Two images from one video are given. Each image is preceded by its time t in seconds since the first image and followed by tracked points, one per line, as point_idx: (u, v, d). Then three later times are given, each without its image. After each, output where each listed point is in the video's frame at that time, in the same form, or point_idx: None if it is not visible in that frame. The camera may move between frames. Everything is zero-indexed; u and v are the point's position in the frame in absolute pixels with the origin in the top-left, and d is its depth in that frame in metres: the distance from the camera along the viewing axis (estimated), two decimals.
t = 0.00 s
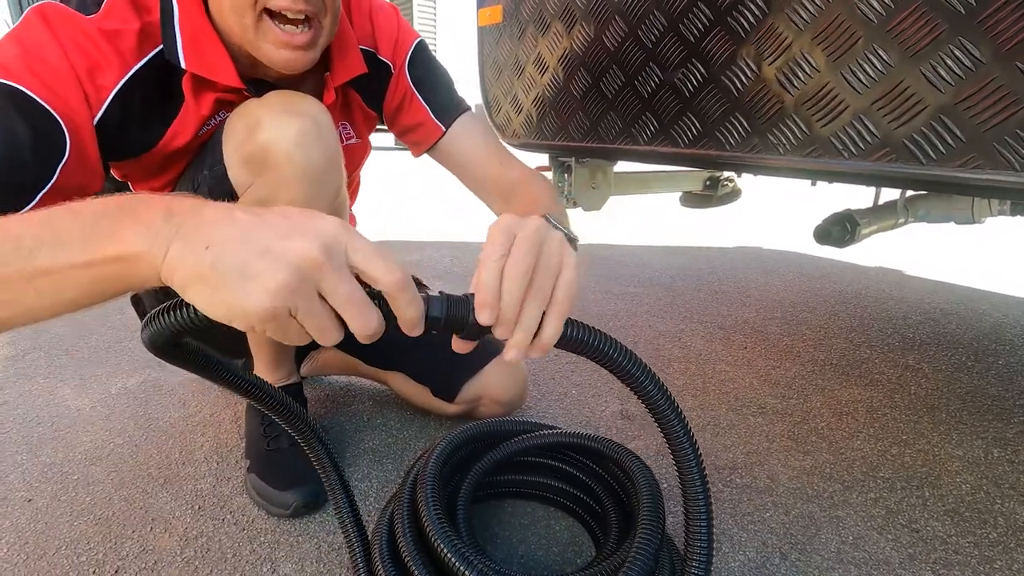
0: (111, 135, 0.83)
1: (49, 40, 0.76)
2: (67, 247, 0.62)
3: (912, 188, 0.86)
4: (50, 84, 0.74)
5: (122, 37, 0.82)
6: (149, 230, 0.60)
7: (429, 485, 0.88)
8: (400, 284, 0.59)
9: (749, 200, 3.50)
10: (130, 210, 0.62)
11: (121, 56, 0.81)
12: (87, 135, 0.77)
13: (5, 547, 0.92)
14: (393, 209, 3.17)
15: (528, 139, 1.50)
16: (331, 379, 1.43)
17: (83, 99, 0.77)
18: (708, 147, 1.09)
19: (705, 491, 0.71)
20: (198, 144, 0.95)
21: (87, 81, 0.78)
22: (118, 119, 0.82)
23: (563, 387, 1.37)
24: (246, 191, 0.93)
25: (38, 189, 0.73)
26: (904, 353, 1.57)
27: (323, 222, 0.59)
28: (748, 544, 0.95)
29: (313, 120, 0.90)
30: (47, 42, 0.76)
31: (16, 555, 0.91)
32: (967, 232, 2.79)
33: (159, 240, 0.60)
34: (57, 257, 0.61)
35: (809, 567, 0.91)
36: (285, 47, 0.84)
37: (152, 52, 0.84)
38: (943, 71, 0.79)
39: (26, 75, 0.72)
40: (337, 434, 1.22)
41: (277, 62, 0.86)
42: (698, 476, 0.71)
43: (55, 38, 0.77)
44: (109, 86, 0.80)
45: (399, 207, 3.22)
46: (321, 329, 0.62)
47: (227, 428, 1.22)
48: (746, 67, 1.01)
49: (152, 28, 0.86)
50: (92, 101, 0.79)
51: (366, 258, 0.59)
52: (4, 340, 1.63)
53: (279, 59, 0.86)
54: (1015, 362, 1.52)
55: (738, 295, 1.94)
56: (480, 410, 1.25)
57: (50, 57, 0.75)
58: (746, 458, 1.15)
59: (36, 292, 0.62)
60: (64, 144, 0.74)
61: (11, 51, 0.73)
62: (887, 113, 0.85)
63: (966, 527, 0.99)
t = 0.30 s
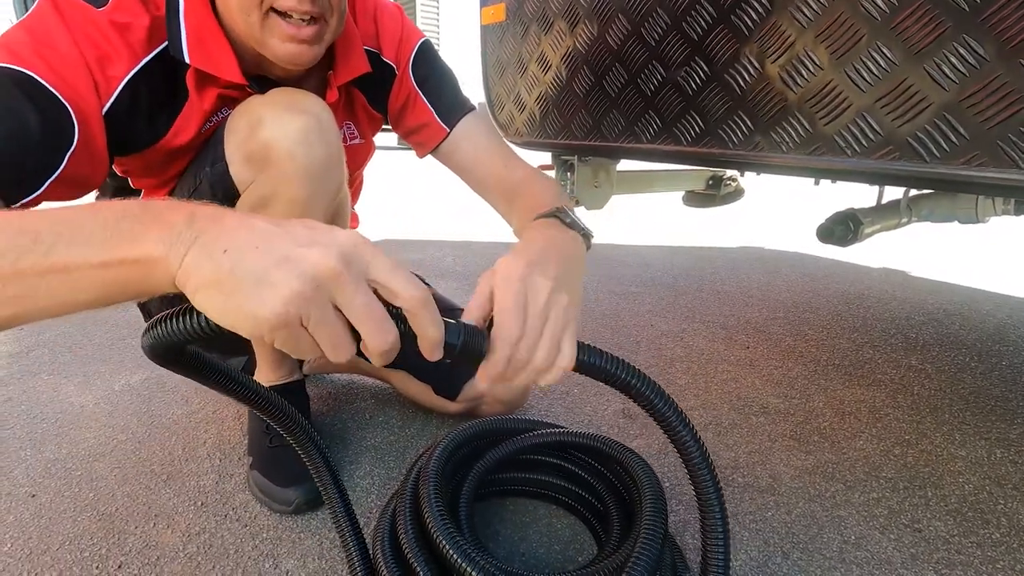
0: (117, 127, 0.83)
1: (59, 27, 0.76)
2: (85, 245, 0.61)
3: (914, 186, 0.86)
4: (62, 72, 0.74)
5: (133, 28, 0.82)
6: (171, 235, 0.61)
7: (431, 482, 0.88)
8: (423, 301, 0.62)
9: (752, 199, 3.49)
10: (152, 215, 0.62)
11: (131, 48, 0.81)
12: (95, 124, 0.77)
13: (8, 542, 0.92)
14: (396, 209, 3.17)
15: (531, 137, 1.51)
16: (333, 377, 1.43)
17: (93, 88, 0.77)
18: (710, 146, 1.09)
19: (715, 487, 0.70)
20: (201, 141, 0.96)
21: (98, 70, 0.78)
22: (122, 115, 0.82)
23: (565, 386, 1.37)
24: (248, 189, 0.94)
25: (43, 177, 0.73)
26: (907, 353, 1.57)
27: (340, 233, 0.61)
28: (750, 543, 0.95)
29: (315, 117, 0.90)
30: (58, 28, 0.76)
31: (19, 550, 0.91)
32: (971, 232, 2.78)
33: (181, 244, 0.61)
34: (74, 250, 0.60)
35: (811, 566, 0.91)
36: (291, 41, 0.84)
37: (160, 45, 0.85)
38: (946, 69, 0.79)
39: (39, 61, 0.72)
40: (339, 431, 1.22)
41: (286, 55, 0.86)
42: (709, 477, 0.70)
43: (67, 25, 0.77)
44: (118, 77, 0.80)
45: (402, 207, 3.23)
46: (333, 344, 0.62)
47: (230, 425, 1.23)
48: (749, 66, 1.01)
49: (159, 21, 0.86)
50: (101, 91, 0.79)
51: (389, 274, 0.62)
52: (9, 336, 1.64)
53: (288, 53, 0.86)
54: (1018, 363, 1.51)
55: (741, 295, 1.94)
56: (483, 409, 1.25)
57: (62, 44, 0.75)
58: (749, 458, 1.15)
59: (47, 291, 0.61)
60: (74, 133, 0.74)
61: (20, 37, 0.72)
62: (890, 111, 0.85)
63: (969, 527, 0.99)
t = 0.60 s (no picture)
0: (116, 130, 0.83)
1: (51, 34, 0.76)
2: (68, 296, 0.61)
3: (917, 186, 0.86)
4: (54, 79, 0.74)
5: (124, 30, 0.82)
6: (148, 284, 0.61)
7: (433, 480, 0.88)
8: (392, 317, 0.63)
9: (755, 200, 3.49)
10: (130, 261, 0.62)
11: (122, 48, 0.81)
12: (88, 130, 0.77)
13: (11, 538, 0.93)
14: (399, 208, 3.17)
15: (533, 137, 1.50)
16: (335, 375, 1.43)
17: (85, 93, 0.77)
18: (713, 145, 1.08)
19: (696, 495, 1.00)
20: (202, 140, 0.97)
21: (89, 75, 0.78)
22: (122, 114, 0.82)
23: (567, 385, 1.37)
24: (250, 189, 0.93)
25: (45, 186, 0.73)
26: (910, 354, 1.56)
27: (307, 270, 0.61)
28: (751, 543, 0.95)
29: (317, 117, 0.90)
30: (49, 35, 0.76)
31: (22, 546, 0.91)
32: (974, 233, 2.78)
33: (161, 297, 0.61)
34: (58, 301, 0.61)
35: (813, 566, 0.91)
36: (309, 44, 0.85)
37: (154, 43, 0.84)
38: (950, 68, 0.79)
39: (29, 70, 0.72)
40: (341, 430, 1.22)
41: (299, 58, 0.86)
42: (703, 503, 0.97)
43: (58, 31, 0.77)
44: (111, 79, 0.80)
45: (404, 207, 3.23)
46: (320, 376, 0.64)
47: (232, 422, 1.23)
48: (752, 65, 1.00)
49: (153, 20, 0.86)
50: (95, 95, 0.78)
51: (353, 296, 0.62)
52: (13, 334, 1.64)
53: (302, 55, 0.86)
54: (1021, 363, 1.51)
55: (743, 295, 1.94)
56: (484, 408, 1.24)
57: (52, 51, 0.75)
58: (750, 457, 1.15)
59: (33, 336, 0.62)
60: (68, 139, 0.74)
61: (13, 46, 0.73)
62: (894, 110, 0.85)
63: (972, 528, 0.99)
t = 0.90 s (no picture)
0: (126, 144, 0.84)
1: (59, 57, 0.75)
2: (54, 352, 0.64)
3: (920, 182, 0.85)
4: (70, 105, 0.73)
5: (126, 42, 0.81)
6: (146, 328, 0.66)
7: (434, 476, 0.88)
8: (339, 330, 0.66)
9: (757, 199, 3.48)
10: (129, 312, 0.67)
11: (126, 62, 0.81)
12: (111, 152, 0.77)
13: (13, 533, 0.93)
14: (401, 207, 3.17)
15: (536, 135, 1.50)
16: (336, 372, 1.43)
17: (101, 114, 0.77)
18: (715, 141, 1.08)
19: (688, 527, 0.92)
20: (202, 140, 0.96)
21: (101, 95, 0.78)
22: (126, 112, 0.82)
23: (568, 383, 1.37)
24: (251, 189, 0.93)
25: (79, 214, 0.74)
26: (912, 353, 1.56)
27: (297, 292, 0.68)
28: (752, 541, 0.95)
29: (318, 115, 0.91)
30: (56, 57, 0.75)
31: (24, 541, 0.91)
32: (977, 233, 2.77)
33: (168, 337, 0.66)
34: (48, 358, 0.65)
35: (814, 564, 0.91)
36: (319, 44, 0.84)
37: (153, 48, 0.84)
38: (954, 63, 0.79)
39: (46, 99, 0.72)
40: (342, 427, 1.22)
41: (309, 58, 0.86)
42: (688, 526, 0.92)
43: (63, 51, 0.76)
44: (120, 96, 0.80)
45: (406, 206, 3.23)
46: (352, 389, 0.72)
47: (233, 419, 1.23)
48: (754, 60, 1.00)
49: (149, 26, 0.85)
50: (108, 114, 0.79)
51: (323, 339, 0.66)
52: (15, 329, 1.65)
53: (311, 55, 0.85)
54: None
55: (745, 294, 1.93)
56: (485, 406, 1.24)
57: (65, 75, 0.74)
58: (752, 456, 1.15)
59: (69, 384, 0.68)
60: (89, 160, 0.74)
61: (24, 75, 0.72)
62: (897, 105, 0.85)
63: (974, 527, 0.99)
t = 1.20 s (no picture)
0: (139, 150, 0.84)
1: (61, 75, 0.76)
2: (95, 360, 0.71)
3: (922, 182, 0.85)
4: (76, 124, 0.75)
5: (123, 48, 0.81)
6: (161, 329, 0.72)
7: (435, 475, 0.88)
8: (319, 317, 0.67)
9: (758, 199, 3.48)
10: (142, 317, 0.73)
11: (126, 69, 0.80)
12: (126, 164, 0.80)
13: (14, 531, 0.93)
14: (402, 207, 3.17)
15: (537, 134, 1.50)
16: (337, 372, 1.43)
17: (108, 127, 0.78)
18: (716, 140, 1.08)
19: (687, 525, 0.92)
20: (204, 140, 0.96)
21: (105, 106, 0.78)
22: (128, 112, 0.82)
23: (569, 383, 1.37)
24: (253, 189, 0.93)
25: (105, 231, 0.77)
26: (913, 354, 1.55)
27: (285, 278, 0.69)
28: (753, 541, 0.95)
29: (319, 115, 0.91)
30: (59, 74, 0.76)
31: (25, 539, 0.91)
32: (979, 233, 2.76)
33: (190, 342, 0.72)
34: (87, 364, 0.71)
35: (815, 565, 0.91)
36: (301, 35, 0.82)
37: (151, 50, 0.83)
38: (956, 61, 0.78)
39: (52, 122, 0.74)
40: (343, 426, 1.22)
41: (292, 51, 0.84)
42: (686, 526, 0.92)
43: (65, 66, 0.77)
44: (127, 104, 0.80)
45: (407, 206, 3.23)
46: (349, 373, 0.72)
47: (234, 417, 1.23)
48: (756, 59, 1.00)
49: (148, 26, 0.84)
50: (116, 125, 0.79)
51: (309, 327, 0.67)
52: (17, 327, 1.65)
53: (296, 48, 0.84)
54: None
55: (747, 294, 1.93)
56: (486, 406, 1.24)
57: (67, 94, 0.75)
58: (753, 456, 1.14)
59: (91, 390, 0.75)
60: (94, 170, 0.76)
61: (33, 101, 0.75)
62: (900, 105, 0.84)
63: (975, 528, 0.98)
